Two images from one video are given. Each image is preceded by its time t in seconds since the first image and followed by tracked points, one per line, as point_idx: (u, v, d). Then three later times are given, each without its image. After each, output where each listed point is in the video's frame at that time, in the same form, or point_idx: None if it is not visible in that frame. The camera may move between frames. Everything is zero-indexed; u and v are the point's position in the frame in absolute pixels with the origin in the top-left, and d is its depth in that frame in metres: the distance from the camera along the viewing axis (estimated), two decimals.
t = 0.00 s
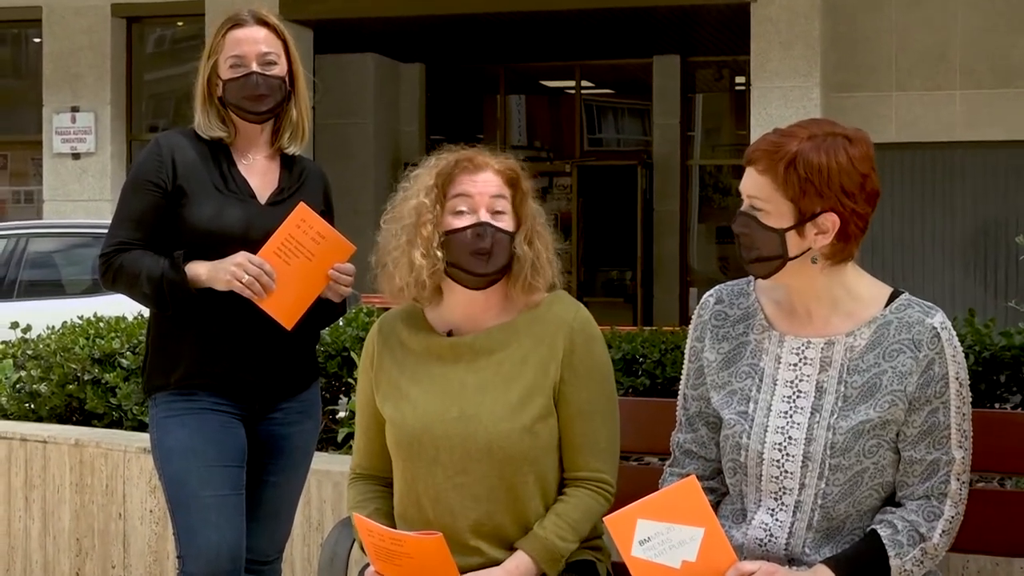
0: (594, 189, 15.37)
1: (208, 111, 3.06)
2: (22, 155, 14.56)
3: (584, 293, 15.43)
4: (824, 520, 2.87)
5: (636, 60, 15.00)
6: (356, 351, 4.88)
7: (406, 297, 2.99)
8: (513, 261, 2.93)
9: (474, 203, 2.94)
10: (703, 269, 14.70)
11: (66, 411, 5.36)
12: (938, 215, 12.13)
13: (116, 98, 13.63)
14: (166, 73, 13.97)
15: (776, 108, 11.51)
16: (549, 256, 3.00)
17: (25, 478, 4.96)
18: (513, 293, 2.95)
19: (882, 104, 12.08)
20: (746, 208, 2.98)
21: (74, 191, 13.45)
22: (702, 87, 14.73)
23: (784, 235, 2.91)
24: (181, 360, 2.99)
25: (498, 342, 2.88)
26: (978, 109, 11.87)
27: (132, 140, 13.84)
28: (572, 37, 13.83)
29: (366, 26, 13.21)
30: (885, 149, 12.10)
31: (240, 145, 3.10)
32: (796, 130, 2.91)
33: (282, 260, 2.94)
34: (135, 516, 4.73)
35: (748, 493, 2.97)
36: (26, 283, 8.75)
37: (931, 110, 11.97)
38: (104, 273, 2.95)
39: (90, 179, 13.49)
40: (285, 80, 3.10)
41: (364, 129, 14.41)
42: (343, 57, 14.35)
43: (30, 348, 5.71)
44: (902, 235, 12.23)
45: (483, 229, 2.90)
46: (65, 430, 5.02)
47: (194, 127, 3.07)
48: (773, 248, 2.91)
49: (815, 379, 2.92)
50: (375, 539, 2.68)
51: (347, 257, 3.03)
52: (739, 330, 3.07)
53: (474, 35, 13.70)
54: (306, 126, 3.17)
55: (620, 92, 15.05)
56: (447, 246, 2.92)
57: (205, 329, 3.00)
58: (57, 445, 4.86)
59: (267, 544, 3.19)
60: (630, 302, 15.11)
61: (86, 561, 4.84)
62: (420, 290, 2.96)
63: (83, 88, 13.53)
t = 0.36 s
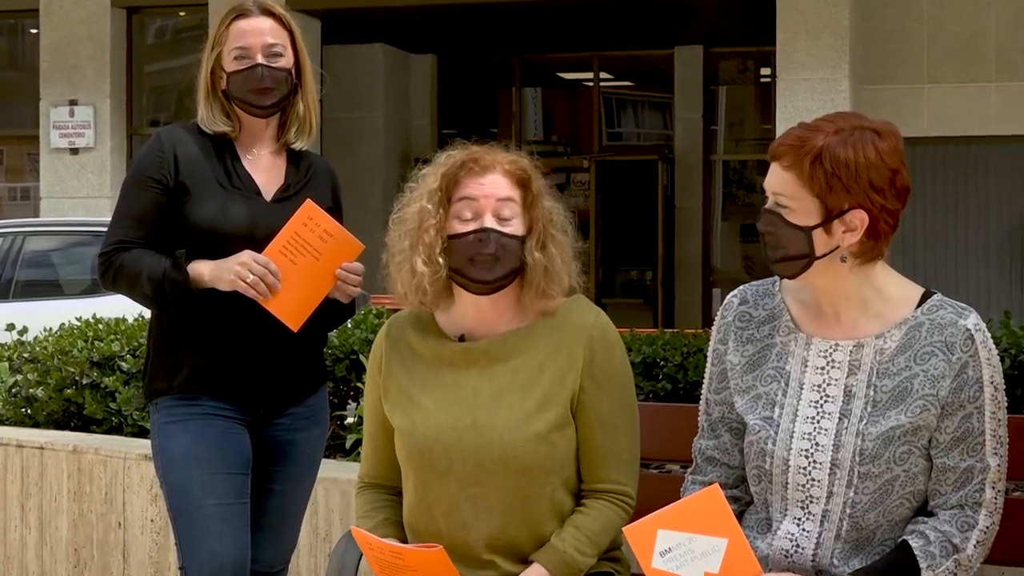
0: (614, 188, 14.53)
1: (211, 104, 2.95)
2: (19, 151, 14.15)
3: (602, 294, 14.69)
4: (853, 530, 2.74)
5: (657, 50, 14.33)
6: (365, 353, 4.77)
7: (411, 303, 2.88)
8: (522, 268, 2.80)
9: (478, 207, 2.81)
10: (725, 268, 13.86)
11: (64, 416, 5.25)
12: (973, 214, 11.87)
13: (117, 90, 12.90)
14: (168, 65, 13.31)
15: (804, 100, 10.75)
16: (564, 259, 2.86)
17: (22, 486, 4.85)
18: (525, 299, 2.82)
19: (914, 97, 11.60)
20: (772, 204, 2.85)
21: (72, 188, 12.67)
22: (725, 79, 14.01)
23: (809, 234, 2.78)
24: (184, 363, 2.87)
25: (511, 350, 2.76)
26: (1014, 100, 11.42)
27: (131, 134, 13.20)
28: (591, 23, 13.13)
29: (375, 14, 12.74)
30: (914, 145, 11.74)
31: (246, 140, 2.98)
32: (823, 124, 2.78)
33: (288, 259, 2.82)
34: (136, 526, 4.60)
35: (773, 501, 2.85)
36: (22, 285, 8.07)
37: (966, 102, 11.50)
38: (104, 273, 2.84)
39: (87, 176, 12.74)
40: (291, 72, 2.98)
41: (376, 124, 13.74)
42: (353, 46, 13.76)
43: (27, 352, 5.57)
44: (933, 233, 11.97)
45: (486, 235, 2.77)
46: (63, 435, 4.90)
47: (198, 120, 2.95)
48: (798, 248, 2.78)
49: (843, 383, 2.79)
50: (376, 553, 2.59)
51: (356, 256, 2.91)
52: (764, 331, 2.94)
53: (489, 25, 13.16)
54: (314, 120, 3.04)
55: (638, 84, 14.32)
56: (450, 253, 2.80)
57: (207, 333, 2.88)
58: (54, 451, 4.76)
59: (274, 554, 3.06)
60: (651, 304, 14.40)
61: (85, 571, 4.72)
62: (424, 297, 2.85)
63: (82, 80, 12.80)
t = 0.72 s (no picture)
0: (633, 179, 13.97)
1: (211, 96, 2.82)
2: (17, 145, 13.80)
3: (623, 294, 14.12)
4: (884, 542, 2.60)
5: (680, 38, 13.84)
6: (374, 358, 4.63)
7: (427, 308, 2.73)
8: (538, 262, 2.68)
9: (490, 199, 2.69)
10: (753, 268, 13.46)
11: (59, 424, 5.11)
12: (1011, 208, 11.23)
13: (114, 79, 12.37)
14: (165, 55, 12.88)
15: (834, 92, 10.26)
16: (581, 249, 2.74)
17: (15, 495, 4.72)
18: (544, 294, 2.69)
19: (949, 88, 11.16)
20: (800, 200, 2.70)
21: (67, 184, 12.13)
22: (751, 70, 13.55)
23: (839, 231, 2.64)
24: (184, 366, 2.74)
25: (529, 356, 2.63)
26: None
27: (130, 127, 12.71)
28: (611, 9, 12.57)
29: (384, 3, 12.30)
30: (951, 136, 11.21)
31: (247, 133, 2.85)
32: (854, 116, 2.62)
33: (292, 258, 2.69)
34: (134, 536, 4.47)
35: (800, 512, 2.71)
36: (14, 285, 7.61)
37: (1003, 92, 11.04)
38: (99, 273, 2.72)
39: (84, 171, 12.20)
40: (295, 63, 2.85)
41: (385, 117, 13.33)
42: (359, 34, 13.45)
43: (17, 357, 5.38)
44: (971, 228, 11.33)
45: (500, 228, 2.65)
46: (58, 442, 4.77)
47: (197, 114, 2.83)
48: (827, 248, 2.64)
49: (874, 388, 2.66)
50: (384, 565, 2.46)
51: (362, 254, 2.79)
52: (791, 334, 2.80)
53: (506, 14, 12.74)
54: (319, 113, 2.91)
55: (661, 74, 13.91)
56: (463, 251, 2.68)
57: (210, 336, 2.75)
58: (48, 459, 4.62)
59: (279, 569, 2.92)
60: (673, 305, 13.85)
61: None
62: (441, 300, 2.70)
63: (77, 70, 12.23)
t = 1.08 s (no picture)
0: (657, 178, 12.58)
1: (211, 89, 2.70)
2: (8, 139, 13.14)
3: (643, 295, 12.77)
4: (919, 555, 2.46)
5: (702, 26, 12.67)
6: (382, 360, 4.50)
7: (437, 308, 2.61)
8: (553, 259, 2.54)
9: (502, 194, 2.55)
10: (781, 268, 12.08)
11: (54, 430, 4.98)
12: None
13: (110, 68, 11.73)
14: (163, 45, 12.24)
15: (866, 84, 9.54)
16: (598, 245, 2.60)
17: (9, 506, 4.60)
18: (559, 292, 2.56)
19: (987, 79, 10.41)
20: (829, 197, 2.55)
21: (63, 181, 11.52)
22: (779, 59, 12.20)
23: (871, 230, 2.48)
24: (183, 371, 2.62)
25: (544, 359, 2.50)
26: None
27: (127, 121, 12.05)
28: None
29: None
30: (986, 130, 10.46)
31: (249, 126, 2.72)
32: (884, 109, 2.47)
33: (296, 256, 2.57)
34: (131, 550, 4.31)
35: (830, 524, 2.56)
36: (7, 285, 7.37)
37: None
38: (95, 273, 2.60)
39: (80, 166, 11.57)
40: (299, 52, 2.72)
41: (392, 108, 12.18)
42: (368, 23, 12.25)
43: (13, 360, 5.26)
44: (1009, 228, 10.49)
45: (513, 225, 2.51)
46: (54, 450, 4.63)
47: (197, 106, 2.71)
48: (859, 248, 2.48)
49: (908, 393, 2.51)
50: None
51: (370, 252, 2.66)
52: (820, 337, 2.64)
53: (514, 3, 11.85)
54: (324, 106, 2.78)
55: (682, 63, 12.46)
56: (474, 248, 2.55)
57: (211, 338, 2.63)
58: (43, 467, 4.49)
59: None
60: (697, 306, 12.52)
61: None
62: (453, 299, 2.59)
63: (74, 61, 11.60)
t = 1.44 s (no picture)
0: (676, 172, 11.92)
1: (211, 81, 2.60)
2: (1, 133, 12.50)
3: (662, 297, 12.15)
4: (950, 567, 2.33)
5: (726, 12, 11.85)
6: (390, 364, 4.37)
7: (447, 318, 2.47)
8: (563, 276, 2.42)
9: (511, 218, 2.42)
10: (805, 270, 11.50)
11: (48, 437, 4.84)
12: None
13: (109, 58, 10.81)
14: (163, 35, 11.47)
15: (895, 76, 8.50)
16: (612, 251, 2.48)
17: (1, 515, 4.46)
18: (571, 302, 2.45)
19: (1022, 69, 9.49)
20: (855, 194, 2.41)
21: (58, 177, 10.62)
22: (804, 51, 11.52)
23: (901, 230, 2.34)
24: (182, 377, 2.51)
25: (559, 362, 2.40)
26: None
27: (126, 115, 11.21)
28: None
29: None
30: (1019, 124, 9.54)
31: (252, 121, 2.62)
32: (912, 102, 2.32)
33: (300, 256, 2.47)
34: (129, 561, 4.18)
35: (857, 535, 2.43)
36: None
37: None
38: (92, 273, 2.50)
39: (76, 162, 10.66)
40: (302, 43, 2.62)
41: (403, 103, 11.62)
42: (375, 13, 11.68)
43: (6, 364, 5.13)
44: None
45: (524, 251, 2.38)
46: (48, 457, 4.50)
47: (197, 100, 2.60)
48: (889, 247, 2.35)
49: (938, 399, 2.37)
50: None
51: (377, 251, 2.56)
52: (847, 341, 2.50)
53: None
54: (329, 98, 2.68)
55: (706, 56, 11.79)
56: (484, 273, 2.43)
57: (212, 341, 2.52)
58: (37, 475, 4.36)
59: None
60: (720, 308, 11.90)
61: None
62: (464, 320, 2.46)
63: (69, 53, 10.66)
